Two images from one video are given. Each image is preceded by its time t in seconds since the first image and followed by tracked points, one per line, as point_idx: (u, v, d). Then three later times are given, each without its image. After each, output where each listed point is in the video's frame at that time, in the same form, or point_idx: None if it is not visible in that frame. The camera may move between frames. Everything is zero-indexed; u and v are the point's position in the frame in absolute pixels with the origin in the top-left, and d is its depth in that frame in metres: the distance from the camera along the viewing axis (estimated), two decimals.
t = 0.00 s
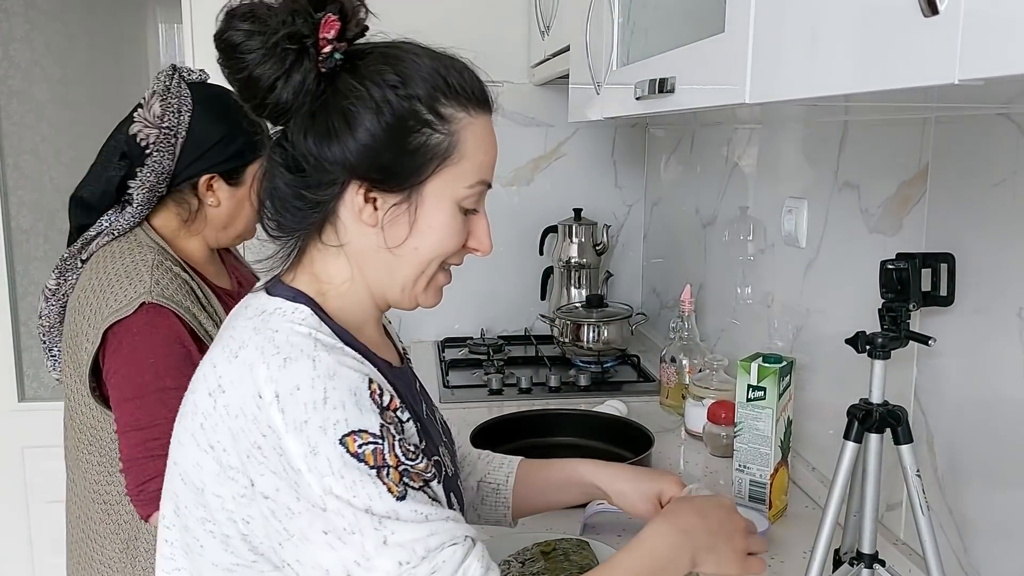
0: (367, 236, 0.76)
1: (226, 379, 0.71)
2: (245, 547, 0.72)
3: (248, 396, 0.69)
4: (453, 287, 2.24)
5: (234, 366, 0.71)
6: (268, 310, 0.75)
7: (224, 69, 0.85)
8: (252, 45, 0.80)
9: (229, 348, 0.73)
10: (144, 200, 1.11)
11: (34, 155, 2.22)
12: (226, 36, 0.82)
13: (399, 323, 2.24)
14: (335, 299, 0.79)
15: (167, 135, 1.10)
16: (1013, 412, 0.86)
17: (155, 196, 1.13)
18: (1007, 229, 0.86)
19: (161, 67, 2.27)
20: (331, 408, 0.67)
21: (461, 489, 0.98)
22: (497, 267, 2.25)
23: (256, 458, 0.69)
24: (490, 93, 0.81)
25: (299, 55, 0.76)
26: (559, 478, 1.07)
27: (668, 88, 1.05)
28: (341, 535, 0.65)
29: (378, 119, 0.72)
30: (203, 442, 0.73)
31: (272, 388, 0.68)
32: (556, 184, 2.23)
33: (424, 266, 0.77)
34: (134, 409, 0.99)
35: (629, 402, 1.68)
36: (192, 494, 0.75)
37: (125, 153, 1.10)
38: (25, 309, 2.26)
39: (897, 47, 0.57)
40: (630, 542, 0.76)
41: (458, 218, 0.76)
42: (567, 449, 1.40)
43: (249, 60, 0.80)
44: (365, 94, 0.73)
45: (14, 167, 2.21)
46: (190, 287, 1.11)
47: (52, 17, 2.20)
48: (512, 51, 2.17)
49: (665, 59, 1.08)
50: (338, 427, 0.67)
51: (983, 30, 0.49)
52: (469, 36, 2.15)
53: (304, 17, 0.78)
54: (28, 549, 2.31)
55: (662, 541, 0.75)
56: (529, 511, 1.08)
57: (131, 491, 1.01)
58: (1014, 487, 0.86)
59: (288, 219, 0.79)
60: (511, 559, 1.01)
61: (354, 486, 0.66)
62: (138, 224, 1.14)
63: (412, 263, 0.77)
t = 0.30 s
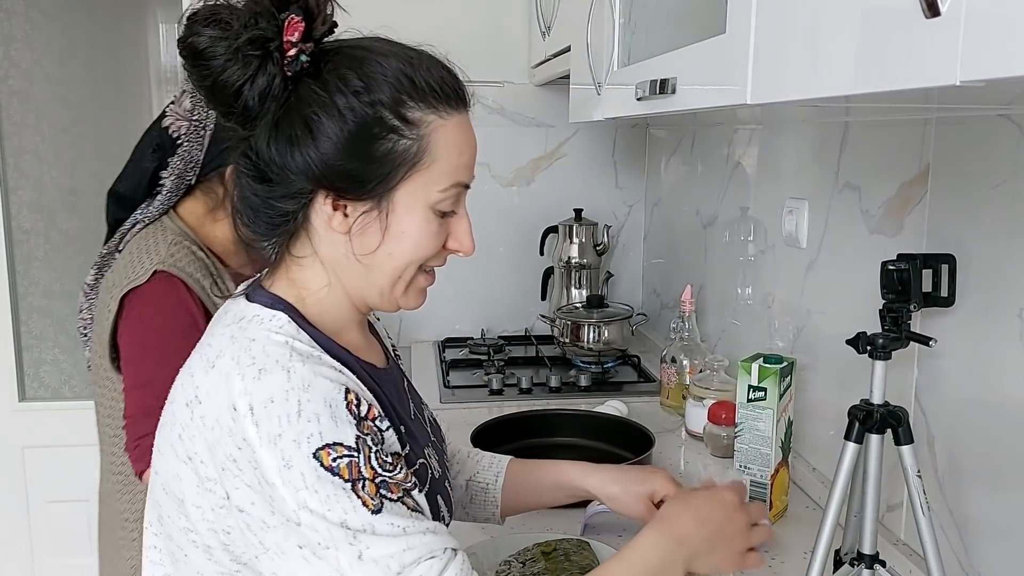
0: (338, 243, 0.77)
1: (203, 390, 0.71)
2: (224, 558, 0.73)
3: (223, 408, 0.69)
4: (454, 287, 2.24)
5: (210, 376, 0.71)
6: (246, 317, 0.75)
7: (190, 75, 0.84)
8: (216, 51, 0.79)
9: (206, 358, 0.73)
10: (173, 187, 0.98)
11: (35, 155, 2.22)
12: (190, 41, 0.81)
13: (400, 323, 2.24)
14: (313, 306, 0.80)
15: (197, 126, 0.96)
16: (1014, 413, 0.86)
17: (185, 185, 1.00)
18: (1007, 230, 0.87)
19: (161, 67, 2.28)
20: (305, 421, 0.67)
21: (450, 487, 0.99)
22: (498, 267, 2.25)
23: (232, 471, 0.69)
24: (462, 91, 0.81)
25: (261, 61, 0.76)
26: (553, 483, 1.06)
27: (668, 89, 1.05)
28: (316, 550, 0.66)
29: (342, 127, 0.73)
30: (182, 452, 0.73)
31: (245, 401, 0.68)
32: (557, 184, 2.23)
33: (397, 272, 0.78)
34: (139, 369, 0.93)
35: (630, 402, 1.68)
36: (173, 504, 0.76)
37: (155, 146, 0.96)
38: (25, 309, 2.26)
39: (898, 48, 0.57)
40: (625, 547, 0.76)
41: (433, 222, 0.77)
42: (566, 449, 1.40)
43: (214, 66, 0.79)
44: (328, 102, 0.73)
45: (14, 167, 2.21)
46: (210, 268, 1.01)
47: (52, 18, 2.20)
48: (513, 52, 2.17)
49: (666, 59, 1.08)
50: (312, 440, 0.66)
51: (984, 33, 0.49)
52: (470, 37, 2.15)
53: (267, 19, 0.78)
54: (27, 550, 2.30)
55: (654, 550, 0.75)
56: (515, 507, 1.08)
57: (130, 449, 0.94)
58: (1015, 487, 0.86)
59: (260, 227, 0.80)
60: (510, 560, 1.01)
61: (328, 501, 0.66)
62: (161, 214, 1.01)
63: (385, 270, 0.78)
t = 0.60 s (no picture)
0: (319, 245, 0.78)
1: (190, 392, 0.72)
2: (217, 560, 0.72)
3: (212, 410, 0.70)
4: (454, 287, 2.24)
5: (196, 378, 0.72)
6: (232, 319, 0.76)
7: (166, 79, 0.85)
8: (193, 54, 0.79)
9: (193, 360, 0.74)
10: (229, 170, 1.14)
11: (36, 156, 2.21)
12: (165, 45, 0.80)
13: (401, 323, 2.24)
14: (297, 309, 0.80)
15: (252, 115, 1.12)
16: (1015, 413, 0.86)
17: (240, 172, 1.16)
18: (1007, 230, 0.87)
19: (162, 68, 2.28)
20: (298, 418, 0.67)
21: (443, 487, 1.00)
22: (499, 267, 2.25)
23: (226, 470, 0.69)
24: (440, 88, 0.81)
25: (235, 64, 0.77)
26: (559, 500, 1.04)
27: (668, 90, 1.05)
28: (321, 541, 0.65)
29: (317, 129, 0.74)
30: (171, 455, 0.73)
31: (235, 402, 0.69)
32: (557, 185, 2.23)
33: (379, 274, 0.78)
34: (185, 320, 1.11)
35: (630, 403, 1.68)
36: (162, 508, 0.75)
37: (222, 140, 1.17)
38: (25, 310, 2.25)
39: (898, 49, 0.57)
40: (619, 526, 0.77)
41: (414, 222, 0.77)
42: (565, 450, 1.40)
43: (192, 69, 0.79)
44: (302, 105, 0.74)
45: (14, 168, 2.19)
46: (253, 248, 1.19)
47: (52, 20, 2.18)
48: (513, 52, 2.17)
49: (667, 59, 1.08)
50: (307, 437, 0.67)
51: (983, 34, 0.49)
52: (470, 37, 2.15)
53: (240, 20, 0.79)
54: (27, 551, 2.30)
55: (654, 524, 0.77)
56: (528, 518, 1.07)
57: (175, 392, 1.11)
58: (1015, 487, 0.87)
59: (241, 230, 0.81)
60: (511, 560, 1.01)
61: (329, 493, 0.66)
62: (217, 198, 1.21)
63: (366, 272, 0.78)
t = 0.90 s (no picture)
0: (317, 248, 0.78)
1: (193, 392, 0.72)
2: (223, 557, 0.72)
3: (216, 409, 0.70)
4: (453, 288, 2.24)
5: (198, 379, 0.72)
6: (233, 319, 0.76)
7: (167, 84, 0.85)
8: (190, 59, 0.80)
9: (195, 360, 0.74)
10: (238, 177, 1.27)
11: (35, 158, 2.21)
12: (164, 51, 0.82)
13: (400, 324, 2.24)
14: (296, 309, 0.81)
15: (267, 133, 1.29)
16: (1013, 413, 0.86)
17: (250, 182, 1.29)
18: (1006, 232, 0.87)
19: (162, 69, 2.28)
20: (304, 415, 0.68)
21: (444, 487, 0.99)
22: (498, 268, 2.25)
23: (232, 467, 0.69)
24: (436, 89, 0.81)
25: (234, 69, 0.78)
26: (563, 501, 1.06)
27: (667, 92, 1.05)
28: (331, 532, 0.65)
29: (312, 132, 0.74)
30: (174, 455, 0.73)
31: (240, 399, 0.69)
32: (557, 186, 2.23)
33: (377, 275, 0.78)
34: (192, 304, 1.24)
35: (629, 404, 1.68)
36: (166, 508, 0.75)
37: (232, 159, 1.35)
38: (26, 312, 2.25)
39: (895, 51, 0.57)
40: (613, 501, 0.79)
41: (411, 223, 0.76)
42: (564, 452, 1.40)
43: (190, 73, 0.80)
44: (297, 109, 0.74)
45: (14, 171, 2.20)
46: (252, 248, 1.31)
47: (52, 22, 2.16)
48: (512, 52, 2.17)
49: (668, 60, 1.07)
50: (313, 432, 0.67)
51: (982, 37, 0.49)
52: (470, 38, 2.15)
53: (237, 25, 0.79)
54: (28, 552, 2.30)
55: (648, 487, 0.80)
56: (534, 520, 1.08)
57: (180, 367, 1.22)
58: (1013, 487, 0.87)
59: (241, 233, 0.81)
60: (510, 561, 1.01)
61: (338, 487, 0.66)
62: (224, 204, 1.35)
63: (366, 272, 0.78)
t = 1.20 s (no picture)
0: (323, 246, 0.78)
1: (198, 387, 0.72)
2: (226, 553, 0.72)
3: (220, 404, 0.70)
4: (453, 288, 2.24)
5: (204, 375, 0.72)
6: (238, 317, 0.76)
7: (168, 90, 0.85)
8: (192, 64, 0.80)
9: (201, 357, 0.74)
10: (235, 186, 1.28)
11: (34, 158, 2.20)
12: (166, 57, 0.82)
13: (400, 324, 2.24)
14: (304, 307, 0.81)
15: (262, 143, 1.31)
16: (1013, 413, 0.86)
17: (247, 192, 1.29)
18: (1006, 231, 0.86)
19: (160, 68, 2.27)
20: (305, 411, 0.67)
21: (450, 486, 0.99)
22: (498, 268, 2.25)
23: (234, 463, 0.69)
24: (435, 83, 0.81)
25: (233, 72, 0.77)
26: (560, 498, 1.06)
27: (667, 92, 1.05)
28: (328, 531, 0.65)
29: (315, 130, 0.74)
30: (180, 450, 0.73)
31: (243, 395, 0.69)
32: (556, 186, 2.23)
33: (384, 270, 0.78)
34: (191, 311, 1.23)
35: (629, 404, 1.68)
36: (172, 503, 0.75)
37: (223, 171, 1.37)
38: (25, 312, 2.25)
39: (894, 50, 0.57)
40: (625, 508, 0.79)
41: (417, 218, 0.76)
42: (564, 452, 1.40)
43: (191, 78, 0.80)
44: (300, 108, 0.74)
45: (14, 171, 2.20)
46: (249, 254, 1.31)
47: (51, 22, 2.15)
48: (511, 51, 2.17)
49: (667, 59, 1.07)
50: (313, 429, 0.67)
51: (982, 34, 0.49)
52: (469, 38, 2.15)
53: (236, 28, 0.79)
54: (28, 553, 2.30)
55: (654, 506, 0.79)
56: (531, 519, 1.08)
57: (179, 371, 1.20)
58: (1012, 487, 0.87)
59: (246, 234, 0.81)
60: (509, 561, 1.00)
61: (335, 485, 0.66)
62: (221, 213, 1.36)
63: (374, 268, 0.78)
